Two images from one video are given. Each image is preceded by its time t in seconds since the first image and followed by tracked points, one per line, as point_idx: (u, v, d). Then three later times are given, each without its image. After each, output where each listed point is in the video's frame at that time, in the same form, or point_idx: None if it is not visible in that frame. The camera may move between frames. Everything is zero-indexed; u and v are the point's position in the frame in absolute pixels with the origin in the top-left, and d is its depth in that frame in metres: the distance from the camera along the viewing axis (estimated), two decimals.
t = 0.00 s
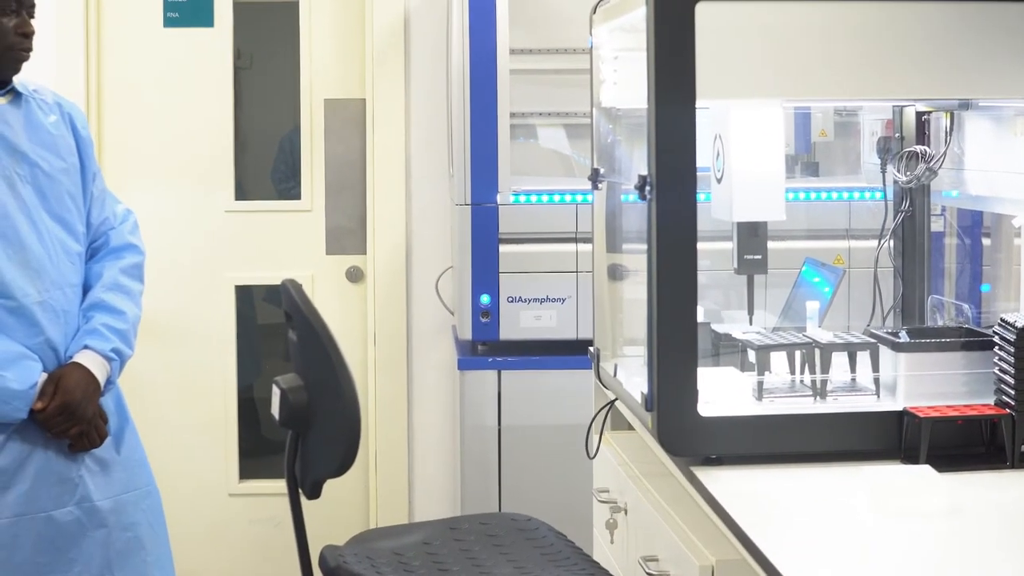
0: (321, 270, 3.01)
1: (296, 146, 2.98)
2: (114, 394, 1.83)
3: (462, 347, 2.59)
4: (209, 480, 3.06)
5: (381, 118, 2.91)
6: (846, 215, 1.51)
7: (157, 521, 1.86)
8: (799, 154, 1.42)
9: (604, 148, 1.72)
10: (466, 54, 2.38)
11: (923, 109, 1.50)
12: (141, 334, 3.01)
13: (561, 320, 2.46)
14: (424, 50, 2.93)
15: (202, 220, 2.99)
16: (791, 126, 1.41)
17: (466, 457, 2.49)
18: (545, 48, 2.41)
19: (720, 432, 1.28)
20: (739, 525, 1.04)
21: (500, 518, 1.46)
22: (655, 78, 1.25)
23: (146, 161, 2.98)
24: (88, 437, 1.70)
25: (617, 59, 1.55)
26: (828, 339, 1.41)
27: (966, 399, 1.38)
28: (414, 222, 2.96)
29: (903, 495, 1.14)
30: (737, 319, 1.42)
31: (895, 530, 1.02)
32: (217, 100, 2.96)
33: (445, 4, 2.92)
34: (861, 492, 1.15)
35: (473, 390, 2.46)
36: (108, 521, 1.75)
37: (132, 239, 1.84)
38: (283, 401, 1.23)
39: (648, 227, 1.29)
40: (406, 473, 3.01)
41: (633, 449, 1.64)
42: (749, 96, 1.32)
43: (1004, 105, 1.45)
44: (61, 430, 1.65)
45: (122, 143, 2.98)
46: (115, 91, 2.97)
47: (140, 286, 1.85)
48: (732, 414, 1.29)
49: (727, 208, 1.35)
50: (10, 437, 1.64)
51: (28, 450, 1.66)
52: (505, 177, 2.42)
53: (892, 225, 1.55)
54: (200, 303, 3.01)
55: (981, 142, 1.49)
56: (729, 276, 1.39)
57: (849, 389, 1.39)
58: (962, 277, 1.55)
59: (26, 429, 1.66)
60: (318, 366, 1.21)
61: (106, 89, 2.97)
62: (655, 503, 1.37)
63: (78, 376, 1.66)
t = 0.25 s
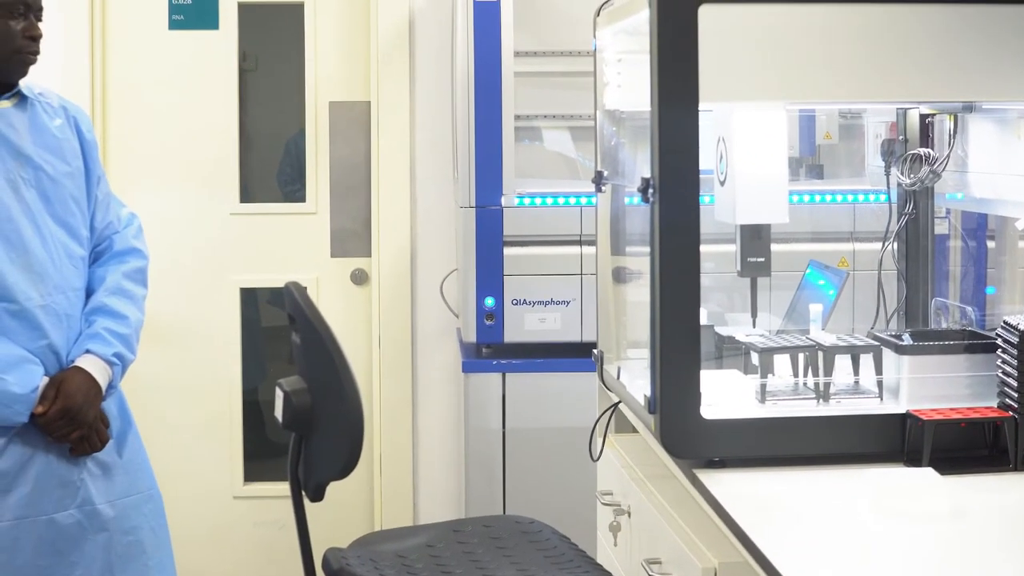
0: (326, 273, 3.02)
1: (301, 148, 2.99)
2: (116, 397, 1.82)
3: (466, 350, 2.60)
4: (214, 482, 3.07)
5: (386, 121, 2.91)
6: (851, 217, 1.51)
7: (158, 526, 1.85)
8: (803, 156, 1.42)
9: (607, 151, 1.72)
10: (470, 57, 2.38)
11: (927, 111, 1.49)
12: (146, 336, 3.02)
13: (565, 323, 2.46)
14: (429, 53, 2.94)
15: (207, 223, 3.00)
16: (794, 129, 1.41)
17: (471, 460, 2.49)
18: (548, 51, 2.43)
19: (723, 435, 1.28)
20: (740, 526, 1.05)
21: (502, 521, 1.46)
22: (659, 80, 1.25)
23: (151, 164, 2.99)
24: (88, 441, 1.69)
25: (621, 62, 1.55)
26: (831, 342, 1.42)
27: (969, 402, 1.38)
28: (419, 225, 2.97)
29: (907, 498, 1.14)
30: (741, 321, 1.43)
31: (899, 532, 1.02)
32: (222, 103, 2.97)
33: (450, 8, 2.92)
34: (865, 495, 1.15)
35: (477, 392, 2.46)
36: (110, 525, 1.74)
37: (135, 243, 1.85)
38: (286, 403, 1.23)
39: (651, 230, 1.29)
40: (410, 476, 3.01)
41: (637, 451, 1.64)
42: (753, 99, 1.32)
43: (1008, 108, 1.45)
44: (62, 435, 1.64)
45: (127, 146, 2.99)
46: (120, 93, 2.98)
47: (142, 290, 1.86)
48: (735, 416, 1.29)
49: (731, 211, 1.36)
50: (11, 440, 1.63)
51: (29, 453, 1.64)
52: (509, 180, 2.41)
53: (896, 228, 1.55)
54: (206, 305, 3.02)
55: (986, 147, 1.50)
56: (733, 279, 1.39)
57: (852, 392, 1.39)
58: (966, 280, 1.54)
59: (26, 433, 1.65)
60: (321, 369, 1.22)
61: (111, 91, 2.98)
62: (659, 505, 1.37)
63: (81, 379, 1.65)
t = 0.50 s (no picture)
0: (329, 275, 3.03)
1: (305, 150, 2.99)
2: (119, 400, 1.83)
3: (470, 352, 2.60)
4: (218, 484, 3.07)
5: (389, 124, 2.91)
6: (853, 220, 1.51)
7: (160, 529, 1.85)
8: (807, 159, 1.42)
9: (610, 154, 1.72)
10: (474, 59, 2.38)
11: (930, 114, 1.50)
12: (150, 338, 3.02)
13: (569, 325, 2.46)
14: (433, 55, 2.94)
15: (212, 226, 3.00)
16: (798, 131, 1.40)
17: (474, 462, 2.49)
18: (550, 53, 2.43)
19: (725, 437, 1.28)
20: (741, 528, 1.05)
21: (505, 523, 1.46)
22: (661, 82, 1.25)
23: (155, 166, 3.00)
24: (89, 444, 1.68)
25: (623, 65, 1.55)
26: (834, 344, 1.42)
27: (971, 404, 1.39)
28: (423, 227, 2.97)
29: (908, 501, 1.13)
30: (743, 324, 1.43)
31: (901, 534, 1.02)
32: (226, 106, 2.97)
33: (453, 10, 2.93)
34: (866, 497, 1.15)
35: (480, 395, 2.47)
36: (110, 527, 1.74)
37: (138, 246, 1.85)
38: (288, 406, 1.23)
39: (653, 232, 1.29)
40: (414, 478, 3.01)
41: (640, 454, 1.64)
42: (755, 101, 1.32)
43: (1010, 111, 1.44)
44: (63, 437, 1.64)
45: (130, 147, 2.99)
46: (124, 96, 2.98)
47: (145, 293, 1.86)
48: (737, 418, 1.29)
49: (733, 214, 1.35)
50: (12, 442, 1.63)
51: (31, 455, 1.65)
52: (513, 182, 2.42)
53: (899, 230, 1.55)
54: (210, 308, 3.03)
55: (988, 149, 1.49)
56: (736, 281, 1.39)
57: (853, 395, 1.39)
58: (968, 281, 1.54)
59: (27, 434, 1.65)
60: (323, 372, 1.22)
61: (115, 94, 2.98)
62: (661, 508, 1.37)
63: (81, 381, 1.65)
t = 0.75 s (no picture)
0: (332, 279, 3.03)
1: (308, 154, 3.00)
2: (121, 404, 1.83)
3: (472, 356, 2.61)
4: (220, 487, 3.07)
5: (391, 127, 2.92)
6: (855, 224, 1.52)
7: (162, 533, 1.86)
8: (809, 163, 1.42)
9: (611, 158, 1.72)
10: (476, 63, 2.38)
11: (930, 119, 1.49)
12: (152, 341, 3.03)
13: (571, 329, 2.47)
14: (435, 59, 2.95)
15: (214, 229, 3.01)
16: (799, 136, 1.41)
17: (476, 465, 2.49)
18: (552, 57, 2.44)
19: (726, 441, 1.28)
20: (741, 532, 1.05)
21: (506, 527, 1.46)
22: (660, 86, 1.25)
23: (158, 170, 3.00)
24: (91, 447, 1.69)
25: (624, 69, 1.55)
26: (834, 348, 1.41)
27: (972, 409, 1.38)
28: (425, 230, 2.97)
29: (909, 504, 1.14)
30: (745, 327, 1.44)
31: (901, 538, 1.02)
32: (228, 109, 2.98)
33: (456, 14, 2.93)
34: (866, 501, 1.15)
35: (482, 398, 2.47)
36: (112, 531, 1.74)
37: (141, 249, 1.85)
38: (290, 410, 1.23)
39: (653, 236, 1.29)
40: (416, 481, 3.01)
41: (641, 457, 1.64)
42: (755, 106, 1.33)
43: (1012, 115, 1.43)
44: (64, 440, 1.64)
45: (133, 151, 3.00)
46: (126, 100, 2.99)
47: (148, 296, 1.86)
48: (738, 422, 1.29)
49: (734, 218, 1.35)
50: (14, 446, 1.63)
51: (33, 458, 1.65)
52: (515, 186, 2.42)
53: (900, 234, 1.55)
54: (212, 311, 3.03)
55: (989, 152, 1.49)
56: (734, 286, 1.41)
57: (854, 399, 1.39)
58: (969, 285, 1.55)
59: (29, 437, 1.65)
60: (324, 377, 1.22)
61: (117, 98, 2.99)
62: (663, 512, 1.37)
63: (82, 385, 1.65)
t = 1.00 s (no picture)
0: (333, 281, 3.03)
1: (310, 156, 3.00)
2: (121, 406, 1.83)
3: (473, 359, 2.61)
4: (221, 490, 3.07)
5: (392, 130, 2.92)
6: (856, 226, 1.52)
7: (162, 534, 1.86)
8: (809, 166, 1.43)
9: (612, 160, 1.72)
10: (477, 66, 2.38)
11: (931, 121, 1.50)
12: (154, 344, 3.03)
13: (571, 331, 2.47)
14: (436, 61, 2.95)
15: (215, 232, 3.01)
16: (800, 139, 1.41)
17: (477, 468, 2.49)
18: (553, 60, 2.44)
19: (726, 444, 1.28)
20: (741, 535, 1.05)
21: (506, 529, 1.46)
22: (660, 88, 1.25)
23: (159, 173, 3.01)
24: (90, 449, 1.69)
25: (625, 71, 1.55)
26: (834, 350, 1.41)
27: (972, 411, 1.38)
28: (426, 233, 2.97)
29: (908, 507, 1.13)
30: (745, 330, 1.43)
31: (900, 540, 1.02)
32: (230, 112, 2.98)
33: (457, 16, 2.93)
34: (865, 504, 1.15)
35: (482, 401, 2.47)
36: (112, 533, 1.74)
37: (142, 251, 1.85)
38: (291, 412, 1.23)
39: (654, 238, 1.29)
40: (417, 484, 3.01)
41: (640, 460, 1.63)
42: (755, 109, 1.33)
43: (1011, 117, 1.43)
44: (63, 442, 1.64)
45: (134, 153, 3.00)
46: (128, 102, 2.99)
47: (149, 298, 1.87)
48: (738, 425, 1.29)
49: (734, 221, 1.35)
50: (14, 448, 1.63)
51: (32, 461, 1.65)
52: (515, 189, 2.41)
53: (900, 237, 1.57)
54: (213, 314, 3.03)
55: (989, 155, 1.49)
56: (736, 289, 1.39)
57: (855, 402, 1.39)
58: (970, 288, 1.55)
59: (29, 439, 1.65)
60: (324, 379, 1.22)
61: (119, 100, 3.00)
62: (663, 514, 1.37)
63: (81, 387, 1.65)
